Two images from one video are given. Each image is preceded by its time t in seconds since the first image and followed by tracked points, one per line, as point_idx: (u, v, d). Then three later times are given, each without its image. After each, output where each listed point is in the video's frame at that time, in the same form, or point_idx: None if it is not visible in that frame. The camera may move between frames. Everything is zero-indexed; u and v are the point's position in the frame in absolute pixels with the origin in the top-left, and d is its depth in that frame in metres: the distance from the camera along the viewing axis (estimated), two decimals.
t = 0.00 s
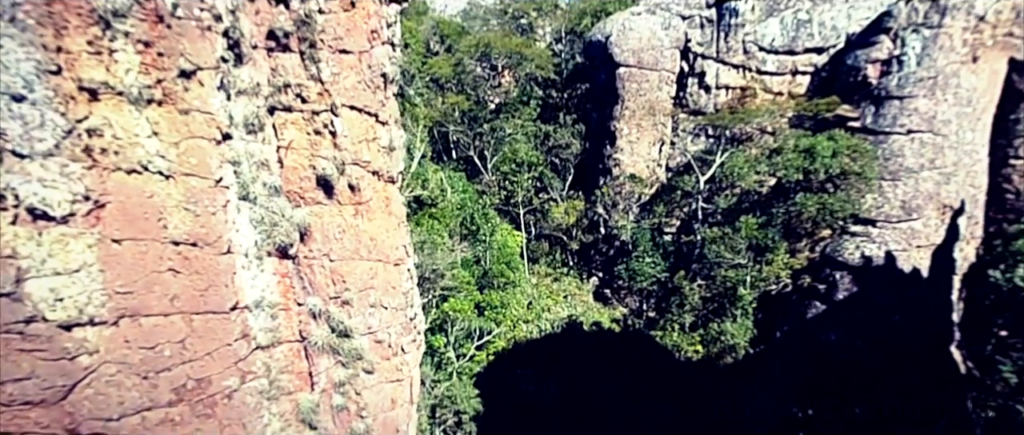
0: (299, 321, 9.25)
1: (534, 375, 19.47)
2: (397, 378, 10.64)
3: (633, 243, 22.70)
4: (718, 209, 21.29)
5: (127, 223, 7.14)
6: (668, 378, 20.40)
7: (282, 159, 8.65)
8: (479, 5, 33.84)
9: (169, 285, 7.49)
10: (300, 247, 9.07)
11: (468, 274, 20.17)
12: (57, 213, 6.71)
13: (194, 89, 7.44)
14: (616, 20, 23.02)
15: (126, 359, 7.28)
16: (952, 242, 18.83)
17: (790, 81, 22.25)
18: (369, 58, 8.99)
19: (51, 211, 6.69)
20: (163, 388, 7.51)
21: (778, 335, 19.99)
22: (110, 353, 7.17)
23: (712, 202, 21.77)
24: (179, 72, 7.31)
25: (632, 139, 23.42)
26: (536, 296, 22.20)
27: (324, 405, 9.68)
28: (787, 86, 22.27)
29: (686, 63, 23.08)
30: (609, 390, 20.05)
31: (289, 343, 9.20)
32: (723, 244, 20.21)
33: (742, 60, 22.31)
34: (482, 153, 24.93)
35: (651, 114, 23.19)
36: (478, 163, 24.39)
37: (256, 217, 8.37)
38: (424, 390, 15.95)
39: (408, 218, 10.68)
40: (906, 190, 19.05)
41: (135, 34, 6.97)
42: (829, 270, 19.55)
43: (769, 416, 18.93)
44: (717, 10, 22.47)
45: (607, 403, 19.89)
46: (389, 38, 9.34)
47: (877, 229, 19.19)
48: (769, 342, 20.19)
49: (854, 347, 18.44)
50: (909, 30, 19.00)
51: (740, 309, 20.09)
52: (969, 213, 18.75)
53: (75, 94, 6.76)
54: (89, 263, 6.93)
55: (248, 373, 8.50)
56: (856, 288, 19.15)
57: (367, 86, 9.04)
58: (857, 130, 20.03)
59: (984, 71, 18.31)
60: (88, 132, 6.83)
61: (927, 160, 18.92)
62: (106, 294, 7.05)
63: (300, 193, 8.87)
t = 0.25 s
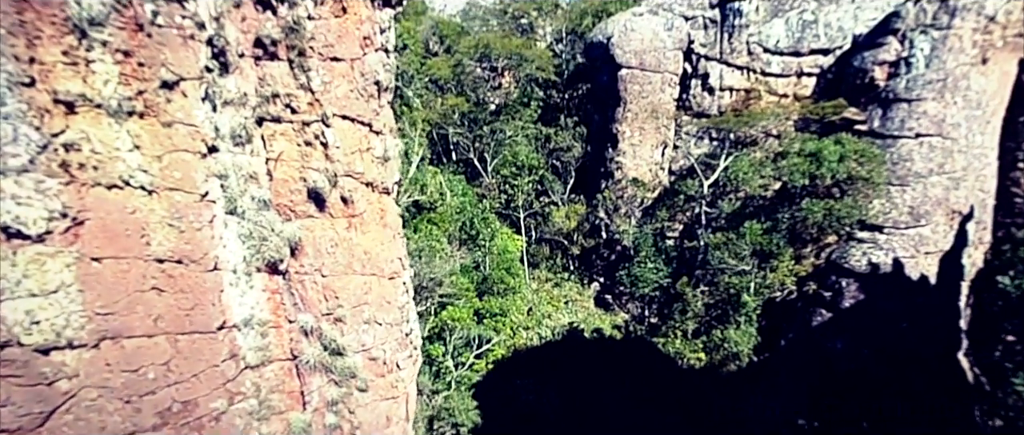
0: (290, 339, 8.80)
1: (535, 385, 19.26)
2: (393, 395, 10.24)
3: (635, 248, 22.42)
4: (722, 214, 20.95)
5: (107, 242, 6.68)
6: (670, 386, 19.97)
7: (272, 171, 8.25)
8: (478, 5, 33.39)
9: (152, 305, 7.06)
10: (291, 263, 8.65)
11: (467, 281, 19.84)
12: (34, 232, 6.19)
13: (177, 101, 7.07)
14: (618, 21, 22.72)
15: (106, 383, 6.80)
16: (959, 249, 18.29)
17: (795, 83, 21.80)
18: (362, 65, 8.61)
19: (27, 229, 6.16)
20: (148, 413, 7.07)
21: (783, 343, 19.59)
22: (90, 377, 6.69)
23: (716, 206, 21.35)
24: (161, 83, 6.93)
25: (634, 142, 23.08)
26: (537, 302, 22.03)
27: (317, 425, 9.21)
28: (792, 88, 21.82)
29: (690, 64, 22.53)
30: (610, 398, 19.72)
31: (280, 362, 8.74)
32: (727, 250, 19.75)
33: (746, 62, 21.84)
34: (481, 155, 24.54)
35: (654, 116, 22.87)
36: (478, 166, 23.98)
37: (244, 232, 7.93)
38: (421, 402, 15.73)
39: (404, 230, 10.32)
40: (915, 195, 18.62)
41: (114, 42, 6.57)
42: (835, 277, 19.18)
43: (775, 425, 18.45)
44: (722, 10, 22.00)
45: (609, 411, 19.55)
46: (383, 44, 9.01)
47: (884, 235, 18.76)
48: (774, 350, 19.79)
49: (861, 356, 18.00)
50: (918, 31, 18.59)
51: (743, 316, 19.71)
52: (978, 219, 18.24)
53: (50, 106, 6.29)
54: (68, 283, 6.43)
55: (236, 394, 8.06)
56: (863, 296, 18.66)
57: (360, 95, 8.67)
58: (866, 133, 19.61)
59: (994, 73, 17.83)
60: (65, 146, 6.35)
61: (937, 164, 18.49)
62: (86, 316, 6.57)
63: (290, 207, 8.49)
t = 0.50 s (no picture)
0: (280, 358, 8.48)
1: (535, 395, 18.95)
2: (387, 413, 9.71)
3: (637, 254, 21.97)
4: (724, 219, 20.53)
5: (84, 262, 6.37)
6: (673, 396, 19.36)
7: (259, 185, 7.87)
8: (478, 6, 32.97)
9: (133, 328, 6.76)
10: (279, 280, 8.32)
11: (466, 288, 19.53)
12: (4, 254, 5.92)
13: (157, 114, 6.71)
14: (619, 22, 22.14)
15: (85, 409, 6.53)
16: (968, 255, 17.88)
17: (800, 86, 21.50)
18: (354, 74, 8.13)
19: None
20: None
21: (788, 351, 19.19)
22: (66, 403, 6.40)
23: (719, 211, 20.89)
24: (140, 96, 6.57)
25: (636, 146, 22.69)
26: (536, 308, 21.77)
27: None
28: (797, 91, 21.53)
29: (692, 67, 22.11)
30: (611, 405, 19.16)
31: (269, 381, 8.43)
32: (731, 258, 19.11)
33: (750, 64, 21.46)
34: (479, 158, 24.09)
35: (656, 119, 22.42)
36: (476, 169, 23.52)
37: (230, 249, 7.61)
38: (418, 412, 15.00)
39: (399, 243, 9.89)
40: (922, 201, 18.12)
41: (90, 53, 6.19)
42: (841, 284, 18.63)
43: None
44: (725, 12, 21.58)
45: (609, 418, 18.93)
46: (378, 51, 8.58)
47: (892, 242, 18.25)
48: (779, 358, 19.32)
49: (868, 365, 17.71)
50: (926, 33, 18.25)
51: (747, 323, 18.99)
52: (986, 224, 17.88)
53: (22, 122, 5.97)
54: (42, 307, 6.16)
55: (223, 416, 7.79)
56: (870, 304, 18.22)
57: (353, 106, 8.19)
58: (873, 138, 19.17)
59: (1004, 75, 17.57)
60: (38, 164, 6.05)
61: (945, 169, 18.07)
62: (61, 341, 6.29)
63: (279, 222, 8.11)
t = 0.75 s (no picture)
0: (270, 379, 8.05)
1: (535, 407, 18.79)
2: None
3: (637, 261, 21.42)
4: (728, 225, 19.66)
5: (59, 286, 6.02)
6: (675, 405, 19.06)
7: (246, 202, 7.50)
8: (476, 9, 32.61)
9: (114, 352, 6.38)
10: (268, 300, 7.91)
11: (465, 296, 19.14)
12: None
13: (137, 129, 6.33)
14: (618, 25, 21.62)
15: None
16: (977, 260, 17.76)
17: (804, 90, 21.01)
18: (344, 85, 7.79)
19: None
20: None
21: (792, 360, 18.73)
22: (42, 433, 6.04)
23: (722, 216, 20.07)
24: (117, 110, 6.19)
25: (637, 151, 22.17)
26: (537, 316, 21.34)
27: None
28: (801, 95, 21.04)
29: (694, 70, 21.67)
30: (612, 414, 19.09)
31: (258, 404, 7.99)
32: (732, 265, 18.53)
33: (753, 67, 21.05)
34: (479, 162, 23.88)
35: (657, 124, 21.94)
36: (475, 173, 23.34)
37: (216, 269, 7.24)
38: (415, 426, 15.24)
39: (394, 258, 9.49)
40: (930, 208, 17.79)
41: (64, 66, 5.85)
42: (847, 293, 18.22)
43: None
44: (727, 15, 21.36)
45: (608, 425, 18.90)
46: (370, 60, 8.25)
47: (898, 249, 17.94)
48: (783, 368, 18.80)
49: (874, 376, 17.52)
50: (932, 36, 17.89)
51: (751, 332, 18.53)
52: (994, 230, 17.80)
53: None
54: (15, 332, 5.82)
55: None
56: (877, 313, 17.79)
57: (344, 118, 7.84)
58: (878, 143, 18.75)
59: (1011, 79, 17.36)
60: (9, 183, 5.71)
61: (952, 175, 17.75)
62: (35, 367, 5.94)
63: (267, 240, 7.74)
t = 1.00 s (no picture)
0: (259, 403, 7.63)
1: (535, 419, 18.27)
2: None
3: (638, 268, 21.00)
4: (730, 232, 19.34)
5: (33, 312, 5.76)
6: (679, 419, 18.45)
7: (231, 220, 7.16)
8: (475, 12, 32.28)
9: (91, 380, 6.11)
10: (256, 321, 7.55)
11: (463, 305, 18.81)
12: None
13: (113, 148, 5.99)
14: (620, 29, 21.31)
15: None
16: (986, 268, 17.33)
17: (807, 94, 20.46)
18: (334, 97, 7.45)
19: None
20: None
21: (798, 371, 18.38)
22: None
23: (724, 223, 19.70)
24: (91, 127, 5.85)
25: (638, 157, 21.47)
26: (537, 324, 20.97)
27: None
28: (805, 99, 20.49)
29: (696, 74, 21.15)
30: (613, 421, 18.57)
31: (246, 430, 7.56)
32: (735, 272, 18.20)
33: (756, 71, 20.47)
34: (478, 167, 23.54)
35: (658, 130, 21.31)
36: (474, 179, 22.91)
37: (200, 291, 6.91)
38: None
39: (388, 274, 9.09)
40: (937, 215, 17.38)
41: (34, 81, 5.53)
42: (854, 303, 17.93)
43: None
44: (729, 18, 20.76)
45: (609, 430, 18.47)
46: (363, 71, 7.91)
47: (906, 257, 17.48)
48: (788, 378, 18.49)
49: (881, 387, 17.08)
50: (940, 40, 17.49)
51: (754, 340, 18.28)
52: (1004, 237, 17.47)
53: None
54: None
55: None
56: (884, 323, 17.58)
57: (334, 132, 7.50)
58: (883, 149, 18.22)
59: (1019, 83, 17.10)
60: None
61: (960, 181, 17.31)
62: (8, 396, 5.74)
63: (254, 260, 7.41)
